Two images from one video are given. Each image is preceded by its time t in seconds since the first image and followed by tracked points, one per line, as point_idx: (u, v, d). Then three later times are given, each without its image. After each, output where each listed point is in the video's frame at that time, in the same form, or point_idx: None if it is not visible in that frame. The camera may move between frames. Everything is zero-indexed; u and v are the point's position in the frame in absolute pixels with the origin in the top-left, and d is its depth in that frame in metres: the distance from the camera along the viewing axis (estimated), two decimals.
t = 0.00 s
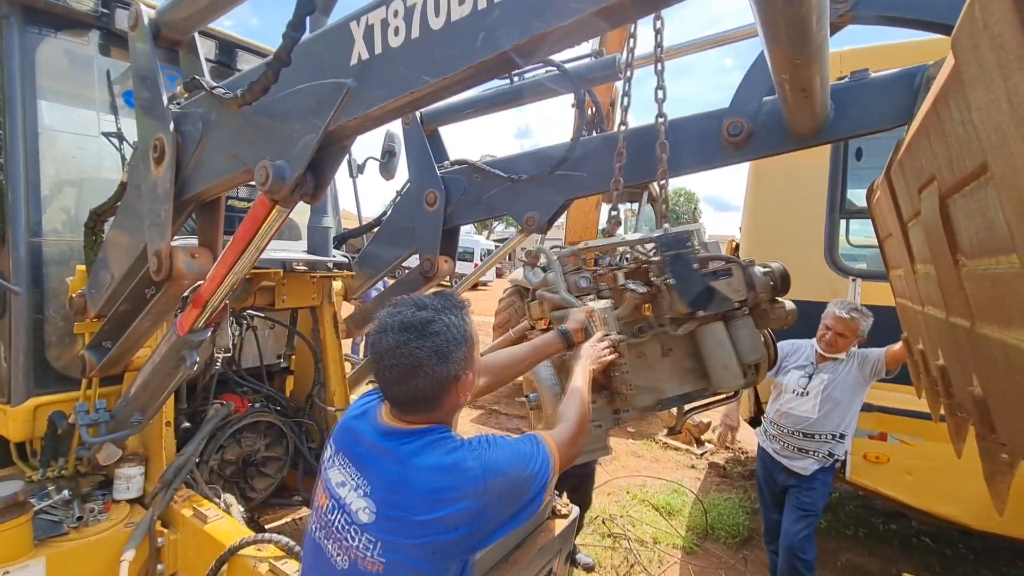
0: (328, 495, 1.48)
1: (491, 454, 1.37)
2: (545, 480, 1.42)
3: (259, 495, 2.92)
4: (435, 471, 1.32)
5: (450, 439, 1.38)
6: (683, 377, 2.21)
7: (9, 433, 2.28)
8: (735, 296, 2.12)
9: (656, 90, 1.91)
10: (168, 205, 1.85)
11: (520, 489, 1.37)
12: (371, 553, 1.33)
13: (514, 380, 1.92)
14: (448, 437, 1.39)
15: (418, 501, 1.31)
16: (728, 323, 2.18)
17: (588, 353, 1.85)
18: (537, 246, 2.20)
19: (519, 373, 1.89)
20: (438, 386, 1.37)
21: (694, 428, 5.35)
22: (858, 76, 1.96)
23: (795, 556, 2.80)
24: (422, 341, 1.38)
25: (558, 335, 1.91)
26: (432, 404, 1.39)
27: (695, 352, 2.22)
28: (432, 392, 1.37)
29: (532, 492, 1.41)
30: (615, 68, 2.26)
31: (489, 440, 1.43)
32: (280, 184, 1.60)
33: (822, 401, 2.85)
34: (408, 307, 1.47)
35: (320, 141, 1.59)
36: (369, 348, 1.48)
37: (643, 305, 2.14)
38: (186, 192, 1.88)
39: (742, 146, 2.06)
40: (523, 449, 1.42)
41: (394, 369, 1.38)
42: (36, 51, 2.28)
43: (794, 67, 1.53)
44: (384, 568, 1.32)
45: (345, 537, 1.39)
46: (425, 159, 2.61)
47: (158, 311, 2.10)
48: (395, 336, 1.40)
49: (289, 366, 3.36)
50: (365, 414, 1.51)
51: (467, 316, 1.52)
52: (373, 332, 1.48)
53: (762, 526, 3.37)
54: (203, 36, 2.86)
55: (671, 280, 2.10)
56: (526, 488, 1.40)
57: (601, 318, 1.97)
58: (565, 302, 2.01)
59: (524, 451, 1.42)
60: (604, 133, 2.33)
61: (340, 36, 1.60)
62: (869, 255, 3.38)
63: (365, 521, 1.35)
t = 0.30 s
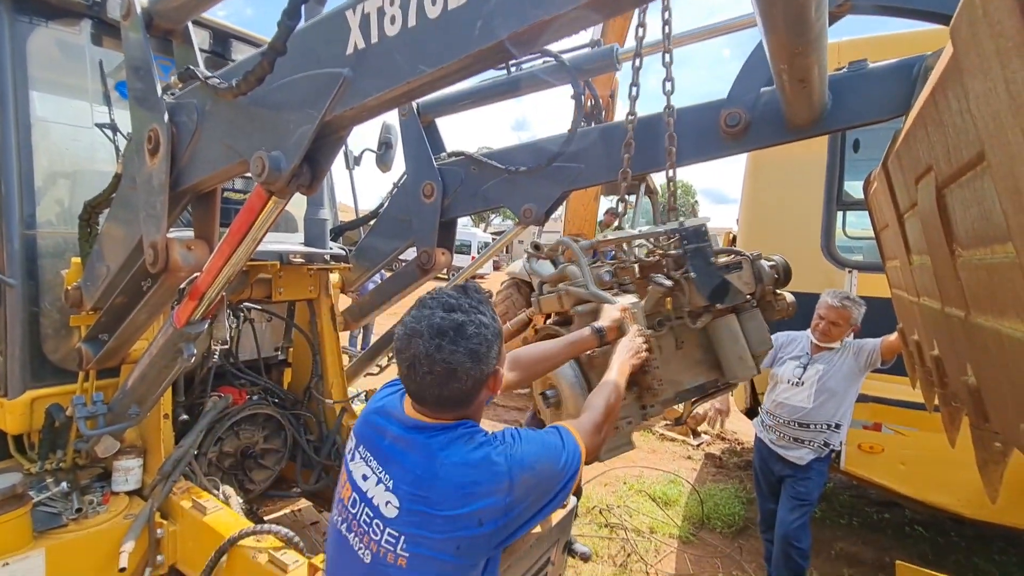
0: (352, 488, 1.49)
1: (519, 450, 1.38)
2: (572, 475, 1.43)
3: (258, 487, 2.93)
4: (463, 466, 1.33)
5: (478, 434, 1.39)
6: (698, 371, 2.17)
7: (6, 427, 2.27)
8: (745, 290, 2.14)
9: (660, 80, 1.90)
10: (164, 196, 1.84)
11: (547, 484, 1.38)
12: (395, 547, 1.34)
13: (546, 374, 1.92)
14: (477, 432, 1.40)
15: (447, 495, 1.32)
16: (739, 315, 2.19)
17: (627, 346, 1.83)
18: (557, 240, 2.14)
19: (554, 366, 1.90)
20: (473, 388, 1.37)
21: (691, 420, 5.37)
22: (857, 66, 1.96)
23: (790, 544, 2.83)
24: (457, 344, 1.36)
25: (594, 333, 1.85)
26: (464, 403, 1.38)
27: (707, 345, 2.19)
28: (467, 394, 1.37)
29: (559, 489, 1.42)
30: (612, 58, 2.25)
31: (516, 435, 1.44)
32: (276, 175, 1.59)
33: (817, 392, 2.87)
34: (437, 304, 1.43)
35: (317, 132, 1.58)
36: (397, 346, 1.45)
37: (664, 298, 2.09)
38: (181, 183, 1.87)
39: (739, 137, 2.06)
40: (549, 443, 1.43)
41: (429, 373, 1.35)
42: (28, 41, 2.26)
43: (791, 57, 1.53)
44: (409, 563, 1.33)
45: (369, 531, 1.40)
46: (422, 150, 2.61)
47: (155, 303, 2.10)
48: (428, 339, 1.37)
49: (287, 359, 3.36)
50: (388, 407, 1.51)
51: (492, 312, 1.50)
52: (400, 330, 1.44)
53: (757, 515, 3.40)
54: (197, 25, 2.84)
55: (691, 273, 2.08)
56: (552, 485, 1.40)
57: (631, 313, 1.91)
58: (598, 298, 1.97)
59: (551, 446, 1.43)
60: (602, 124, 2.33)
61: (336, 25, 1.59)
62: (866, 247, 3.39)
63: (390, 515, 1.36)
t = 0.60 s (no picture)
0: (378, 481, 1.48)
1: (543, 438, 1.35)
2: (594, 463, 1.40)
3: (257, 480, 2.93)
4: (488, 458, 1.30)
5: (501, 424, 1.37)
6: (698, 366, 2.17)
7: (3, 421, 2.27)
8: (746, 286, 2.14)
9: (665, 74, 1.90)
10: (159, 189, 1.83)
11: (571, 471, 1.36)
12: (424, 538, 1.34)
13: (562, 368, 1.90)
14: (499, 423, 1.37)
15: (472, 487, 1.30)
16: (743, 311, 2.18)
17: (651, 342, 1.81)
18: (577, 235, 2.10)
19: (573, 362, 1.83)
20: (496, 375, 1.35)
21: (689, 413, 5.39)
22: (856, 59, 1.96)
23: (786, 536, 2.84)
24: (487, 327, 1.35)
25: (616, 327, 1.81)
26: (486, 391, 1.36)
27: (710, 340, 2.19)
28: (491, 378, 1.34)
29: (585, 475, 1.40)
30: (612, 51, 2.24)
31: (539, 424, 1.41)
32: (273, 168, 1.59)
33: (814, 385, 2.88)
34: (473, 291, 1.44)
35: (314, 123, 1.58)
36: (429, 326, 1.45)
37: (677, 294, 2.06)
38: (178, 176, 1.86)
39: (738, 131, 2.06)
40: (571, 431, 1.40)
41: (456, 350, 1.34)
42: (21, 33, 2.24)
43: (791, 50, 1.52)
44: (439, 553, 1.32)
45: (398, 522, 1.40)
46: (420, 144, 2.60)
47: (152, 297, 2.09)
48: (461, 317, 1.37)
49: (285, 353, 3.35)
50: (409, 399, 1.47)
51: (527, 307, 1.50)
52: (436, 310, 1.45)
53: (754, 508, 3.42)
54: (193, 16, 2.82)
55: (701, 268, 2.05)
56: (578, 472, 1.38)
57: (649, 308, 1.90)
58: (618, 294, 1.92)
59: (573, 434, 1.40)
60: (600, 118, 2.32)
61: (333, 16, 1.58)
62: (863, 240, 3.39)
63: (418, 507, 1.35)
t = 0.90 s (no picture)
0: (416, 511, 1.31)
1: (592, 439, 1.27)
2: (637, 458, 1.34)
3: (230, 480, 2.90)
4: (547, 465, 1.20)
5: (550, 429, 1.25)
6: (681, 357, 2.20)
7: None
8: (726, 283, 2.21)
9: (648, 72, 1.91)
10: (124, 181, 1.81)
11: (624, 469, 1.28)
12: (492, 558, 1.23)
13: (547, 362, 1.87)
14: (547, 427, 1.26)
15: (535, 498, 1.20)
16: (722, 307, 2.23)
17: (651, 340, 1.78)
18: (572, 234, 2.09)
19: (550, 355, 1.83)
20: (548, 357, 1.26)
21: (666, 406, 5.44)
22: (829, 60, 1.99)
23: (760, 527, 2.90)
24: (559, 308, 1.30)
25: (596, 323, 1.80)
26: (534, 373, 1.26)
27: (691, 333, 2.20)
28: (544, 356, 1.25)
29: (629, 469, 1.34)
30: (591, 46, 2.24)
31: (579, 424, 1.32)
32: (244, 159, 1.62)
33: (787, 377, 2.94)
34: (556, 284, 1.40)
35: (285, 114, 1.65)
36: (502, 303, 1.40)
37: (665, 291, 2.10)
38: (145, 166, 1.84)
39: (714, 128, 2.08)
40: (610, 428, 1.31)
41: (522, 319, 1.28)
42: None
43: (767, 48, 1.54)
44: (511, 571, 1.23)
45: (454, 548, 1.26)
46: (398, 138, 2.58)
47: (118, 295, 2.04)
48: (543, 292, 1.33)
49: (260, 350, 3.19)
50: (437, 417, 1.30)
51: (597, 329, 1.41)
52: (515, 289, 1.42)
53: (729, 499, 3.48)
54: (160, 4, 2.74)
55: (687, 266, 2.10)
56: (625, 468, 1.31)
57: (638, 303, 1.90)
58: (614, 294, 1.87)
59: (613, 430, 1.32)
60: (582, 114, 2.32)
61: (304, 8, 1.65)
62: (835, 237, 3.46)
63: (479, 528, 1.22)
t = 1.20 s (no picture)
0: (431, 507, 1.31)
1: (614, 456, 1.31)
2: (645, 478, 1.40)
3: (186, 486, 2.80)
4: (575, 478, 1.23)
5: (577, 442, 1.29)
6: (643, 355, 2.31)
7: None
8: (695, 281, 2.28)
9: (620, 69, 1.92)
10: (66, 168, 1.78)
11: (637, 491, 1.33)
12: (505, 567, 1.23)
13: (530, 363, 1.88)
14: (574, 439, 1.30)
15: (560, 510, 1.22)
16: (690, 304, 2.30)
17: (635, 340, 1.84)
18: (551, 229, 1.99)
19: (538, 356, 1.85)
20: (563, 360, 1.29)
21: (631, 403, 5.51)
22: (792, 61, 2.03)
23: (723, 519, 2.96)
24: (587, 316, 1.34)
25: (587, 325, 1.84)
26: (552, 376, 1.30)
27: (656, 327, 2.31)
28: (558, 357, 1.30)
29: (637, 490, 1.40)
30: (562, 41, 2.23)
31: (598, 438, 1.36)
32: (198, 147, 1.58)
33: (751, 373, 2.99)
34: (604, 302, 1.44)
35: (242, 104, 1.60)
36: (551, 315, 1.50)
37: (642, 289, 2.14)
38: (88, 156, 1.81)
39: (682, 126, 2.10)
40: (629, 447, 1.36)
41: (549, 319, 1.36)
42: None
43: (734, 44, 1.57)
44: None
45: (467, 552, 1.26)
46: (364, 131, 2.53)
47: (58, 291, 1.96)
48: (580, 301, 1.39)
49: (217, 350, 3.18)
50: (463, 413, 1.32)
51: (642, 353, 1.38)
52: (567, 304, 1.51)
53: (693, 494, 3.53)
54: None
55: (663, 267, 2.18)
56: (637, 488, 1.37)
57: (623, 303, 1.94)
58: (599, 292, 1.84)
59: (626, 446, 1.37)
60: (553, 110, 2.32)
61: None
62: (795, 237, 3.55)
63: (497, 534, 1.23)
